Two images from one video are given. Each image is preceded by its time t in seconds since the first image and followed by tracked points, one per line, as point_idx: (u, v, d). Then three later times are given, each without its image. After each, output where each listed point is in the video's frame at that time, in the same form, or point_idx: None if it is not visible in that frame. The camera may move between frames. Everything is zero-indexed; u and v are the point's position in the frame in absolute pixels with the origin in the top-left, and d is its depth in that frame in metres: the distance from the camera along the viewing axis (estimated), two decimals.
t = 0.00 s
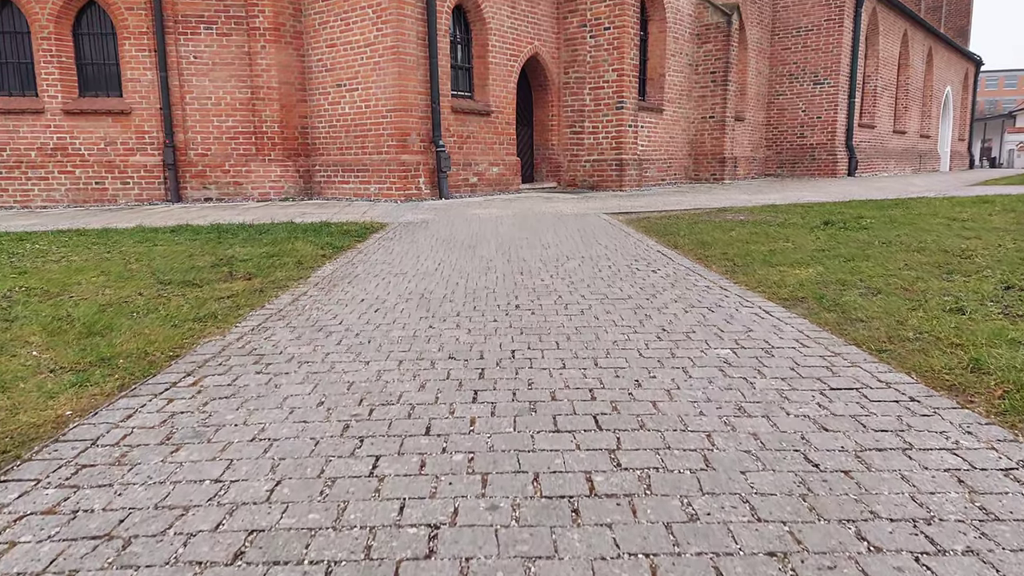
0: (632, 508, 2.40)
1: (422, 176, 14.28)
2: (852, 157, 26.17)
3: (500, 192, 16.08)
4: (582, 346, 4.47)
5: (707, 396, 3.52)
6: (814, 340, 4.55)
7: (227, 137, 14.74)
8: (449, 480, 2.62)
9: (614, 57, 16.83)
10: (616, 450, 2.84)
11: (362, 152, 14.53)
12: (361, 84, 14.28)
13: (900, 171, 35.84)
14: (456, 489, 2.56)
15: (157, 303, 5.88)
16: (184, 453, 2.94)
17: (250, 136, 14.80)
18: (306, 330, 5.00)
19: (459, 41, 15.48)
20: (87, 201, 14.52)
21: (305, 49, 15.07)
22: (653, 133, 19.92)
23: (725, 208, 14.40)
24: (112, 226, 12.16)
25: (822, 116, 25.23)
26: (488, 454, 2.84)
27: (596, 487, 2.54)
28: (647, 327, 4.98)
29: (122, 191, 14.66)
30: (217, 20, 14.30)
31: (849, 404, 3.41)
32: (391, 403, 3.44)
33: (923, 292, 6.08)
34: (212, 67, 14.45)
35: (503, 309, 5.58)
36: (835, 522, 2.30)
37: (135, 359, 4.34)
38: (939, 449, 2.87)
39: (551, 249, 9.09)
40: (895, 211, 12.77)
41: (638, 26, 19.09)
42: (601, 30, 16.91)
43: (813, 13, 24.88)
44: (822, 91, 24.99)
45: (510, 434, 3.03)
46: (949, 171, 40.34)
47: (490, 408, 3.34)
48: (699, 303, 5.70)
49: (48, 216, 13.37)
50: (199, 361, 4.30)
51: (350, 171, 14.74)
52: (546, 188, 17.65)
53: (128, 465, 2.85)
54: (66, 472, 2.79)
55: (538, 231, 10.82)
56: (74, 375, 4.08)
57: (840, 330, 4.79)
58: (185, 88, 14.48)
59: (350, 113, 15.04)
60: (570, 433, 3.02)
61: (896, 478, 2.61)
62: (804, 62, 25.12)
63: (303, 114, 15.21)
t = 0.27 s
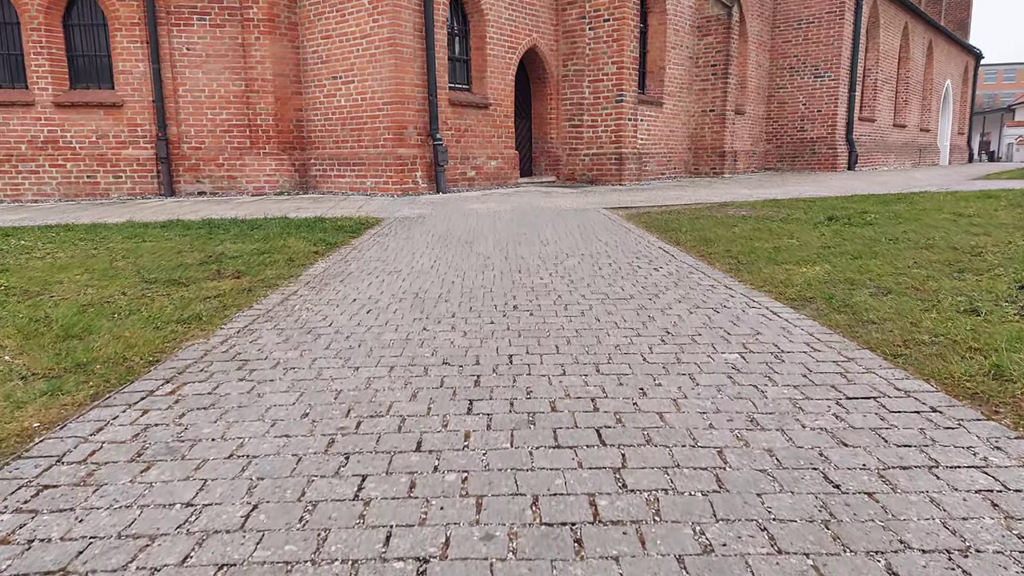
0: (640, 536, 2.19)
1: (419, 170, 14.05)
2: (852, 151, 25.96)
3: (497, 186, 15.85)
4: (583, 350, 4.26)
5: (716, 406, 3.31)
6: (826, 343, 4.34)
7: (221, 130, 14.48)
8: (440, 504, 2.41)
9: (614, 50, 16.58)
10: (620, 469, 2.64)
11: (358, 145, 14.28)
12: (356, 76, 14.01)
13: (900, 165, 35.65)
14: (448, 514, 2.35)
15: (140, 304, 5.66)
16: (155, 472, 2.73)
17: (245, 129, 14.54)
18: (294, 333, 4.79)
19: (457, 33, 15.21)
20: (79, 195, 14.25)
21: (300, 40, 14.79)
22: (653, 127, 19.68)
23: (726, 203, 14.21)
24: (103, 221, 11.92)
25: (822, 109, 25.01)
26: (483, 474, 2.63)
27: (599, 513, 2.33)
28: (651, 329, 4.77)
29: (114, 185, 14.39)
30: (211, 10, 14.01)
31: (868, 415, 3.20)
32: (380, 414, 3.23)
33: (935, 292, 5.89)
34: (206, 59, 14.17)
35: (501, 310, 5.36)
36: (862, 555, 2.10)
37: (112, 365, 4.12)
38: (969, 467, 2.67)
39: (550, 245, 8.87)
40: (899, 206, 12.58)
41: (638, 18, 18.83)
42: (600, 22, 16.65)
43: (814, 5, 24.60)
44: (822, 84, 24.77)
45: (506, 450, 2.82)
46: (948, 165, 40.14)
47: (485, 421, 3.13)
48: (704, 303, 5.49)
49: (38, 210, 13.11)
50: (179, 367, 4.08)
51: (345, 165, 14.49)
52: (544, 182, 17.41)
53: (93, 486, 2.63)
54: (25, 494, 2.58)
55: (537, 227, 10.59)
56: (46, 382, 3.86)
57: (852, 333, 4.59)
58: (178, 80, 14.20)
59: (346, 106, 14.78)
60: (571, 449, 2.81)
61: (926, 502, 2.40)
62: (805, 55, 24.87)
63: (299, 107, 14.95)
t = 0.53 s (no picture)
0: None
1: (416, 164, 13.75)
2: (854, 143, 25.65)
3: (496, 180, 15.55)
4: (589, 360, 3.99)
5: (736, 427, 3.05)
6: (848, 354, 4.08)
7: (215, 123, 14.15)
8: (436, 549, 2.15)
9: (614, 41, 16.27)
10: (637, 504, 2.37)
11: (354, 138, 13.97)
12: (352, 68, 13.69)
13: (902, 158, 35.35)
14: (445, 562, 2.09)
15: (122, 307, 5.37)
16: (119, 508, 2.46)
17: (239, 122, 14.21)
18: (282, 340, 4.50)
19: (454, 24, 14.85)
20: (71, 189, 13.92)
21: (295, 31, 14.44)
22: (653, 119, 19.37)
23: (729, 198, 13.96)
24: (93, 216, 11.61)
25: (823, 101, 24.69)
26: (483, 510, 2.36)
27: (615, 560, 2.07)
28: (660, 336, 4.50)
29: (107, 179, 14.04)
30: None
31: (902, 439, 2.94)
32: (370, 437, 2.97)
33: (955, 293, 5.62)
34: (199, 50, 13.83)
35: (501, 315, 5.09)
36: None
37: (86, 377, 3.84)
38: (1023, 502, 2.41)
39: (551, 243, 8.59)
40: (906, 201, 12.31)
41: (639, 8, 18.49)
42: (600, 13, 16.32)
43: None
44: (823, 76, 24.45)
45: (508, 481, 2.55)
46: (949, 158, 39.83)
47: (485, 444, 2.87)
48: (715, 307, 5.21)
49: (29, 205, 12.77)
50: (156, 380, 3.79)
51: (342, 158, 14.18)
52: (543, 175, 17.11)
53: (49, 525, 2.36)
54: None
55: (537, 223, 10.31)
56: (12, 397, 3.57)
57: (874, 341, 4.33)
58: (171, 72, 13.85)
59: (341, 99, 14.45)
60: (580, 480, 2.55)
61: (979, 546, 2.14)
62: (806, 46, 24.52)
63: (294, 100, 14.62)
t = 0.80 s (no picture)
0: None
1: (415, 162, 13.44)
2: (856, 141, 25.33)
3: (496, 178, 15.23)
4: (601, 384, 3.69)
5: (768, 467, 2.76)
6: (879, 377, 3.78)
7: (211, 119, 13.79)
8: None
9: (616, 37, 15.95)
10: (664, 570, 2.10)
11: (352, 135, 13.64)
12: (350, 63, 13.35)
13: (904, 155, 35.05)
14: None
15: (102, 320, 5.05)
16: (77, 570, 2.16)
17: (235, 119, 13.87)
18: (270, 358, 4.19)
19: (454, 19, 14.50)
20: (65, 187, 13.51)
21: (293, 26, 14.10)
22: (655, 116, 19.05)
23: (734, 197, 13.67)
24: (84, 216, 11.28)
25: (826, 99, 24.37)
26: None
27: None
28: (675, 355, 4.20)
29: (101, 176, 13.64)
30: None
31: (952, 483, 2.66)
32: (363, 479, 2.67)
33: (981, 305, 5.33)
34: (194, 45, 13.48)
35: (506, 329, 4.78)
36: None
37: (56, 401, 3.53)
38: None
39: (553, 246, 8.29)
40: (916, 202, 12.02)
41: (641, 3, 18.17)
42: (602, 8, 16.00)
43: None
44: (826, 73, 24.12)
45: (519, 538, 2.27)
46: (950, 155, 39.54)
47: (490, 490, 2.58)
48: (731, 321, 4.92)
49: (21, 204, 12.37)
50: (132, 406, 3.49)
51: (340, 156, 13.86)
52: (544, 173, 16.79)
53: None
54: None
55: (538, 225, 10.01)
56: None
57: (905, 362, 4.04)
58: (165, 68, 13.50)
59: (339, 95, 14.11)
60: (598, 536, 2.28)
61: None
62: (809, 43, 24.18)
63: (291, 96, 14.28)
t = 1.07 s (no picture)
0: None
1: (411, 161, 13.15)
2: (857, 139, 25.06)
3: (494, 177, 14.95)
4: (607, 405, 3.41)
5: (794, 506, 2.48)
6: (906, 397, 3.50)
7: (203, 118, 13.47)
8: None
9: (615, 33, 15.66)
10: None
11: (347, 134, 13.34)
12: (345, 60, 13.04)
13: (904, 153, 34.81)
14: None
15: (74, 332, 4.76)
16: None
17: (229, 117, 13.56)
18: (251, 375, 3.91)
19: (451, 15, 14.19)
20: (55, 186, 13.19)
21: (287, 22, 13.78)
22: (655, 114, 18.76)
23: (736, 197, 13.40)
24: (72, 216, 10.99)
25: (826, 96, 24.09)
26: None
27: None
28: (684, 371, 3.92)
29: (92, 176, 13.32)
30: None
31: (1000, 525, 2.38)
32: (342, 522, 2.40)
33: (1004, 313, 5.06)
34: (186, 42, 13.15)
35: (503, 342, 4.50)
36: None
37: (14, 426, 3.24)
38: None
39: (553, 249, 8.01)
40: (923, 202, 11.75)
41: None
42: (601, 4, 15.70)
43: None
44: (827, 70, 23.84)
45: None
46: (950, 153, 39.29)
47: (485, 534, 2.31)
48: (742, 332, 4.64)
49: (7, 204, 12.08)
50: (96, 432, 3.19)
51: (335, 154, 13.56)
52: (542, 172, 16.51)
53: None
54: None
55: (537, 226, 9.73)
56: None
57: (931, 378, 3.77)
58: (157, 65, 13.18)
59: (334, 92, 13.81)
60: None
61: None
62: (809, 40, 23.89)
63: (285, 93, 13.97)
